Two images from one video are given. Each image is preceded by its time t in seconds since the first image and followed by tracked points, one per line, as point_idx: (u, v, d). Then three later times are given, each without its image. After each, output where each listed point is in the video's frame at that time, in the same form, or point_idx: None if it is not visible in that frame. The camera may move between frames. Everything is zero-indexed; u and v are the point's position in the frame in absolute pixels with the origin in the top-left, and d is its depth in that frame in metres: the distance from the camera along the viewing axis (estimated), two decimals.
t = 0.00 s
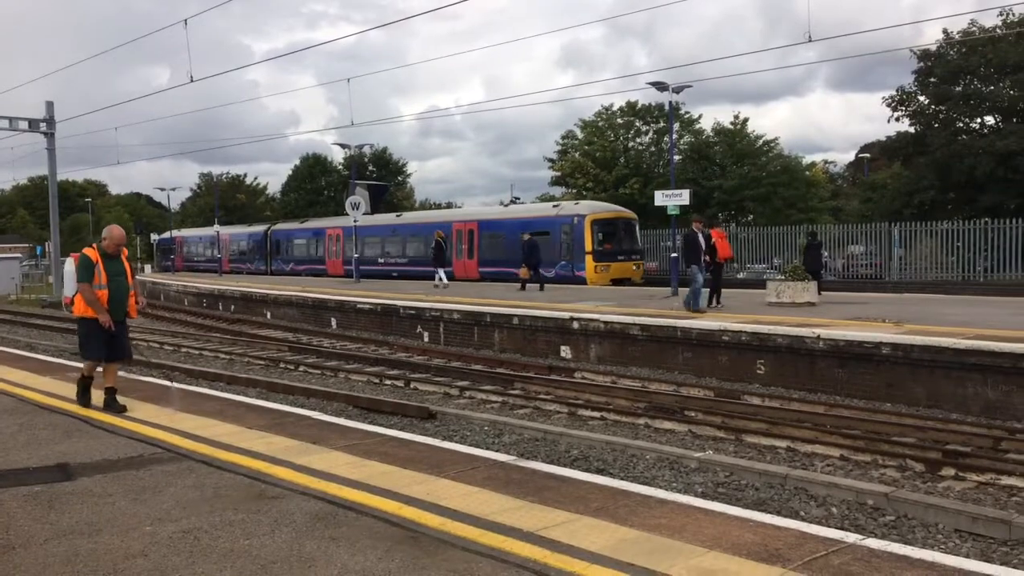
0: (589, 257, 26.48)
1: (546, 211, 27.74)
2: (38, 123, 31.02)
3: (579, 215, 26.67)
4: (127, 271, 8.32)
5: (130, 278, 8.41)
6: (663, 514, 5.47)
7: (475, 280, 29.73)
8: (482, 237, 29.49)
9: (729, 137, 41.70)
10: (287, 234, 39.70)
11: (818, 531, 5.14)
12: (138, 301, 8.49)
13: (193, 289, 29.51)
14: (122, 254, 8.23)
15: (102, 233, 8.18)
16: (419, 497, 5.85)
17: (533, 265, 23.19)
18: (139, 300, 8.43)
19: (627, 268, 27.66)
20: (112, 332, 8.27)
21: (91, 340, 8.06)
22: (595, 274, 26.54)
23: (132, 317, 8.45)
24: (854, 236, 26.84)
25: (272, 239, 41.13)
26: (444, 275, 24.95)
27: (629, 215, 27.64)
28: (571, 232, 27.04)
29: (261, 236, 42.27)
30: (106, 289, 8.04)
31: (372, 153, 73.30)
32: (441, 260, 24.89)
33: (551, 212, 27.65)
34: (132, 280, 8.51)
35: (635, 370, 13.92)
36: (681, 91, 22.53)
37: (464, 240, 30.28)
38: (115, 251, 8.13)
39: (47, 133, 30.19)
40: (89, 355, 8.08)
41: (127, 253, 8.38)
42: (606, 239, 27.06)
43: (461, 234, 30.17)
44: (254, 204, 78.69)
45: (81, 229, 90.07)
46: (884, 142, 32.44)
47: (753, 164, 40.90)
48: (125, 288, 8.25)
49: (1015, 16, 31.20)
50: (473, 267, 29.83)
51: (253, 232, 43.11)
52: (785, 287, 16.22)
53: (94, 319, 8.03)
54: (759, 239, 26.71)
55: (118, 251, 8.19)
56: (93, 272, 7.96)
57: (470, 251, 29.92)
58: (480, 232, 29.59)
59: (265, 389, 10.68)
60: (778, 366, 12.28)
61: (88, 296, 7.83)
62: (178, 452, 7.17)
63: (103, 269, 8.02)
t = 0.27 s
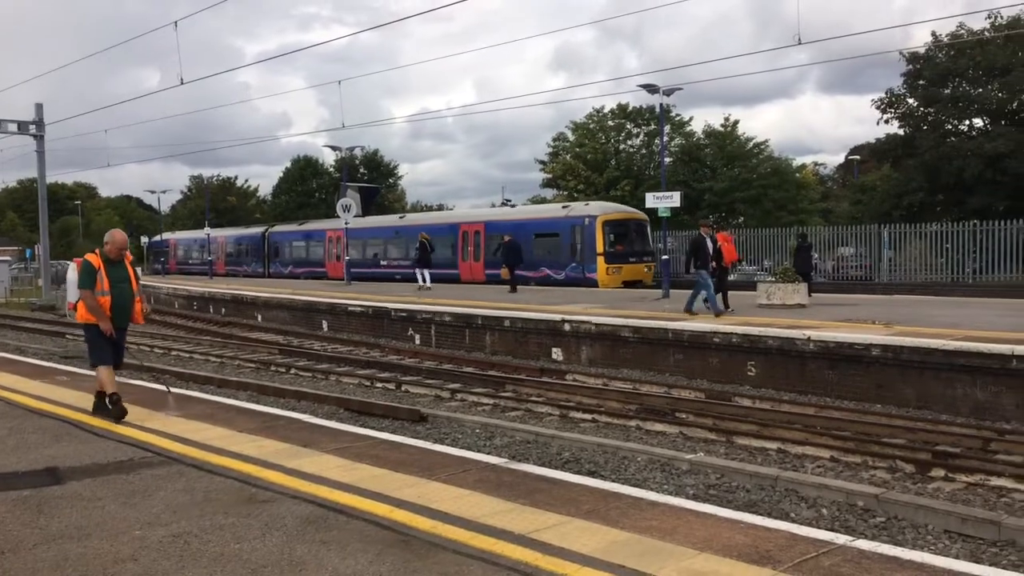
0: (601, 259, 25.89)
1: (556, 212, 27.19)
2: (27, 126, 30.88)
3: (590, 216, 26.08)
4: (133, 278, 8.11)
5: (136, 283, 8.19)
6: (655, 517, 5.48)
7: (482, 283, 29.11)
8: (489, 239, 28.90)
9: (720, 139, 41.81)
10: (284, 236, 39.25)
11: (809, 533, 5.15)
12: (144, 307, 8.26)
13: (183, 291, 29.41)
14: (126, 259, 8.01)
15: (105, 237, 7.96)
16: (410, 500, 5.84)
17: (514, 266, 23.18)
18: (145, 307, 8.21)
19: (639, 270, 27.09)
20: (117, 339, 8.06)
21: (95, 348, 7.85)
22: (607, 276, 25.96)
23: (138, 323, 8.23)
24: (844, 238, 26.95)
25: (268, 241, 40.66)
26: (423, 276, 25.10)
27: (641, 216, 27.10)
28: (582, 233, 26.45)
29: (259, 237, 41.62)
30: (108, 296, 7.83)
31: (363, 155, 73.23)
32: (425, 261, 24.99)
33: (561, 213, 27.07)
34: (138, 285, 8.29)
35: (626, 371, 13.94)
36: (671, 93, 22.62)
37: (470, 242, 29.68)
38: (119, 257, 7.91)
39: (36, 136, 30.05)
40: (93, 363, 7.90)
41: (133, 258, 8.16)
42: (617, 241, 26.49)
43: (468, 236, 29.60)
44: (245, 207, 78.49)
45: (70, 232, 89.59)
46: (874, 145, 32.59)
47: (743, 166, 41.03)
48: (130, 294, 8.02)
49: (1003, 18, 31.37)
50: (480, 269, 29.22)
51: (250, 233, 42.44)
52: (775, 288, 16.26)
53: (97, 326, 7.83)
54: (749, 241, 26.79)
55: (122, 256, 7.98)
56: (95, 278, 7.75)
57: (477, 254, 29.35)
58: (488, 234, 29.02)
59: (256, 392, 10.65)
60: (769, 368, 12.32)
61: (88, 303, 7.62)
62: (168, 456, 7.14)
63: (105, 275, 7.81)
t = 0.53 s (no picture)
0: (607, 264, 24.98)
1: (558, 216, 26.28)
2: (9, 129, 30.63)
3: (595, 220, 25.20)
4: (128, 284, 7.84)
5: (131, 290, 7.91)
6: (638, 521, 5.49)
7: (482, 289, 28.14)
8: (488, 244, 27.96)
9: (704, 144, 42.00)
10: (276, 241, 38.80)
11: (790, 536, 5.18)
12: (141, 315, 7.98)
13: (166, 297, 29.24)
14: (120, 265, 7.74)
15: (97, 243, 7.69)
16: (394, 506, 5.82)
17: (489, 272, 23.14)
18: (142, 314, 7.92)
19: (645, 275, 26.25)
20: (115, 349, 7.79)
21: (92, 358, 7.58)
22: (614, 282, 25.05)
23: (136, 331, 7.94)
24: (826, 243, 27.14)
25: (260, 245, 40.20)
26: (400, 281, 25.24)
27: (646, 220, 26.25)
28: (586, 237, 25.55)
29: (250, 242, 40.96)
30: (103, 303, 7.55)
31: (348, 160, 73.07)
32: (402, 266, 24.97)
33: (564, 217, 26.16)
34: (134, 291, 8.01)
35: (611, 376, 13.96)
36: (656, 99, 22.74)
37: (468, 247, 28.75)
38: (112, 262, 7.63)
39: (18, 139, 29.80)
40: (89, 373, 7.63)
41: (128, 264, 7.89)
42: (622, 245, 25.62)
43: (466, 240, 28.66)
44: (228, 211, 78.11)
45: (52, 236, 88.84)
46: (856, 150, 32.84)
47: (727, 171, 41.26)
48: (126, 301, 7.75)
49: (984, 25, 31.68)
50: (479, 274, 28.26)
51: (242, 237, 41.70)
52: (759, 293, 16.35)
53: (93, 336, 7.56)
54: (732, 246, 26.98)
55: (116, 262, 7.70)
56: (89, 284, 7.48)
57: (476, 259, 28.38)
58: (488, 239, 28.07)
59: (240, 398, 10.60)
60: (752, 373, 12.37)
61: (82, 311, 7.35)
62: (149, 462, 7.08)
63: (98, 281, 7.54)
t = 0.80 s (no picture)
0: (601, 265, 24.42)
1: (550, 215, 25.70)
2: None
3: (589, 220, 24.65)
4: (110, 280, 7.55)
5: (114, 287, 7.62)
6: (609, 521, 5.50)
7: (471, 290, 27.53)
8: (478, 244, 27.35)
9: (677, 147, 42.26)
10: (256, 241, 38.13)
11: (760, 536, 5.21)
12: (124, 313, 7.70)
13: (135, 297, 28.87)
14: (101, 261, 7.46)
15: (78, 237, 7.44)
16: (364, 507, 5.78)
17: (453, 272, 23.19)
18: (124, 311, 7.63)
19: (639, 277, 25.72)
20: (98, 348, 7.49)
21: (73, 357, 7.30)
22: (608, 283, 24.52)
23: (119, 329, 7.66)
24: (797, 245, 27.43)
25: (239, 245, 39.51)
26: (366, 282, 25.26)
27: (641, 221, 25.73)
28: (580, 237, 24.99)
29: (227, 242, 40.20)
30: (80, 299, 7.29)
31: (320, 160, 72.62)
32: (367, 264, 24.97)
33: (557, 217, 25.60)
34: (117, 288, 7.73)
35: (583, 377, 14.00)
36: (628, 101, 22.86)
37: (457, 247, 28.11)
38: (91, 257, 7.36)
39: None
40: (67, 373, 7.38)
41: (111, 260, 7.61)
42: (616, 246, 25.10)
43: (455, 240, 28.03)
44: (199, 211, 77.29)
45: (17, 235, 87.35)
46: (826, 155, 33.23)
47: (699, 174, 41.57)
48: (107, 298, 7.46)
49: (951, 32, 32.18)
50: (468, 275, 27.67)
51: (220, 236, 40.91)
52: (730, 295, 16.47)
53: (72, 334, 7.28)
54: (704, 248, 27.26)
55: (97, 258, 7.43)
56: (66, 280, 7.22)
57: (465, 259, 27.76)
58: (477, 239, 27.44)
59: (209, 399, 10.49)
60: (723, 374, 12.46)
61: (57, 307, 7.09)
62: (116, 464, 6.98)
63: (77, 277, 7.27)
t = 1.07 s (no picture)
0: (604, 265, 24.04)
1: (550, 215, 25.28)
2: None
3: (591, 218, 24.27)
4: (108, 286, 7.35)
5: (112, 292, 7.42)
6: (588, 521, 5.51)
7: (468, 290, 27.09)
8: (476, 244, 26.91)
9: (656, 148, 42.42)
10: (243, 238, 37.54)
11: (737, 536, 5.24)
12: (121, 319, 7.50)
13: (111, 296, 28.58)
14: (100, 265, 7.27)
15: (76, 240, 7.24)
16: (343, 508, 5.76)
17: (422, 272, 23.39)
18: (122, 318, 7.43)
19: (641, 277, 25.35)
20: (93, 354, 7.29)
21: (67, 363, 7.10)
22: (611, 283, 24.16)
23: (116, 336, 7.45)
24: (776, 246, 27.62)
25: (225, 244, 38.89)
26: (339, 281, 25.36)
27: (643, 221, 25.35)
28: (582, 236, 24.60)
29: (213, 241, 39.58)
30: (77, 304, 7.09)
31: (300, 159, 72.22)
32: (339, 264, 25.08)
33: (557, 216, 25.21)
34: (115, 294, 7.53)
35: (563, 378, 14.01)
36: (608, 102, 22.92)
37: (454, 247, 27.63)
38: (90, 262, 7.17)
39: None
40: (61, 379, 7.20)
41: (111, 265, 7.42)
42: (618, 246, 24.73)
43: (452, 240, 27.60)
44: (177, 209, 76.62)
45: None
46: (804, 156, 33.50)
47: (679, 175, 41.77)
48: (105, 304, 7.26)
49: (927, 36, 32.52)
50: (466, 275, 27.23)
51: (205, 235, 40.29)
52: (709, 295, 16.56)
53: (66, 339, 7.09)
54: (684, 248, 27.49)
55: (95, 263, 7.24)
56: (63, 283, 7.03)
57: (463, 259, 27.31)
58: (475, 238, 27.01)
59: (186, 399, 10.40)
60: (702, 374, 12.52)
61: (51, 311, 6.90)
62: (91, 465, 6.90)
63: (74, 281, 7.08)
